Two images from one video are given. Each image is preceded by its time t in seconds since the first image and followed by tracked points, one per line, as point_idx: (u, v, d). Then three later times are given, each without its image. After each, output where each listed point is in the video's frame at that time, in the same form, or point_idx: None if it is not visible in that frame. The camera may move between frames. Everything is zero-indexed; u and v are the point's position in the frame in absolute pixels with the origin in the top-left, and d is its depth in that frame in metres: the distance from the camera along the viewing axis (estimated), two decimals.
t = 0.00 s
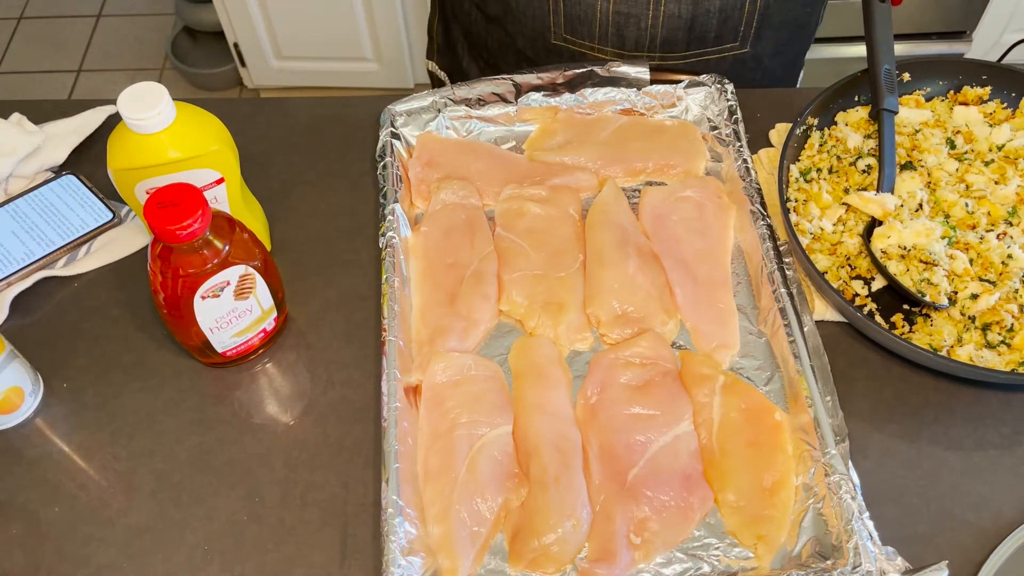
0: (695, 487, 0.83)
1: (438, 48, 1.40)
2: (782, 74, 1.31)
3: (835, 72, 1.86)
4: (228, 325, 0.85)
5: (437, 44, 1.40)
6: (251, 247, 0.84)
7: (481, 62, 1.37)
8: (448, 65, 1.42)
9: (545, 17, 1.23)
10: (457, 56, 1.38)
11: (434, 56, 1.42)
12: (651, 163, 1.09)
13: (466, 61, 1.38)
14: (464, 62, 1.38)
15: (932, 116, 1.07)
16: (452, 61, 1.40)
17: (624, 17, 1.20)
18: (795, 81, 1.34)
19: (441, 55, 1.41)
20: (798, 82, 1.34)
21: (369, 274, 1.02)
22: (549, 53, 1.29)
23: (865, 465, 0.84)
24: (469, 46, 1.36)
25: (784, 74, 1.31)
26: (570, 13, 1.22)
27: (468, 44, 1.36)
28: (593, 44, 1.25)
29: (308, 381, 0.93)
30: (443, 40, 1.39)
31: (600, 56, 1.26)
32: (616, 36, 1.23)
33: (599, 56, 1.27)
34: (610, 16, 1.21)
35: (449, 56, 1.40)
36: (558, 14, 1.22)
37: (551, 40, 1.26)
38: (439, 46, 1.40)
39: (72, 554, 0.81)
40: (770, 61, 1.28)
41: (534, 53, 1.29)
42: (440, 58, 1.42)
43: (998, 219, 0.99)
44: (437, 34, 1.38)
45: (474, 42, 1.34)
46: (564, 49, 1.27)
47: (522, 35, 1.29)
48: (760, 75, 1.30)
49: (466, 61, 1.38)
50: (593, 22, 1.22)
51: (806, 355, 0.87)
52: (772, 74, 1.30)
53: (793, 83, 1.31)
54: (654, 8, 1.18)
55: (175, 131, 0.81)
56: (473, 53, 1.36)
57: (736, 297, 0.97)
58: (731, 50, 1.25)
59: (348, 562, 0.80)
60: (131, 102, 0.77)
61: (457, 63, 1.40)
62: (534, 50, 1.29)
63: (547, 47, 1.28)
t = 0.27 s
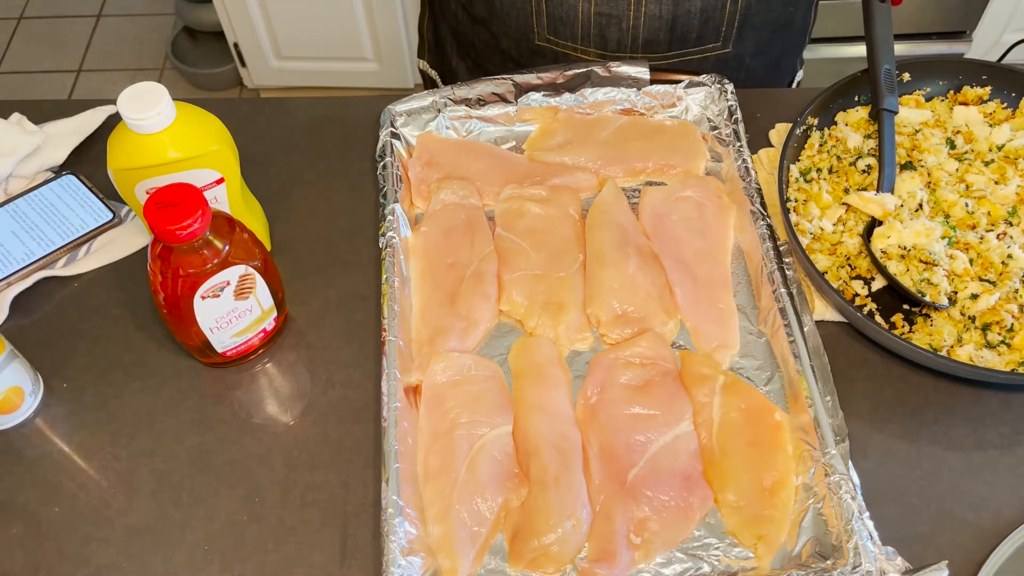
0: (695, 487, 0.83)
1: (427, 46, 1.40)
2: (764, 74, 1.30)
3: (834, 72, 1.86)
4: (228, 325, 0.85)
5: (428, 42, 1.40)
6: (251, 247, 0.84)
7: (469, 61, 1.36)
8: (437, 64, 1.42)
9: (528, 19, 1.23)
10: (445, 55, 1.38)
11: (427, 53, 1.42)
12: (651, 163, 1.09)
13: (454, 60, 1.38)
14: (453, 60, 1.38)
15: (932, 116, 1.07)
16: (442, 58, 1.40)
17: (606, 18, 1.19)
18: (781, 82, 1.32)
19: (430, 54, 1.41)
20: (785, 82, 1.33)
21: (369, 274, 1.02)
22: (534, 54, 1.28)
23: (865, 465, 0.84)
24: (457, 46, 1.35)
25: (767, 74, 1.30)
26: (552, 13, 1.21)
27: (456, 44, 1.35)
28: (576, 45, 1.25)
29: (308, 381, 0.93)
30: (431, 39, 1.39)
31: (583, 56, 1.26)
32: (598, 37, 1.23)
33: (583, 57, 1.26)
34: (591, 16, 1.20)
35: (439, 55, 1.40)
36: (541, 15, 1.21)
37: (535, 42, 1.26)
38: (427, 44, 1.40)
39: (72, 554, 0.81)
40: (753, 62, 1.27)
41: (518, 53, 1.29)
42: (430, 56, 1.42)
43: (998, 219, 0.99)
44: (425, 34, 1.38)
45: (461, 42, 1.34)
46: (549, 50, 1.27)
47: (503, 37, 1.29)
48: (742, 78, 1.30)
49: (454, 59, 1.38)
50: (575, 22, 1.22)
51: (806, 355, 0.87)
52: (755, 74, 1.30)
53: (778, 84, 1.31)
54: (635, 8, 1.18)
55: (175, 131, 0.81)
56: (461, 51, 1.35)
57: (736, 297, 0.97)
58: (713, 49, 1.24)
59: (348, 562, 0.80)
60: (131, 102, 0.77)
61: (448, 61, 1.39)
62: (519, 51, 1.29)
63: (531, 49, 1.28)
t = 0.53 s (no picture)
0: (695, 487, 0.82)
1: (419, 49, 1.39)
2: (753, 71, 1.31)
3: (834, 72, 1.86)
4: (228, 325, 0.85)
5: (417, 45, 1.39)
6: (251, 247, 0.84)
7: (460, 62, 1.36)
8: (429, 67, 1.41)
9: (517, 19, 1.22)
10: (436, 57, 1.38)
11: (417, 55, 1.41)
12: (651, 163, 1.09)
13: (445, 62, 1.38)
14: (444, 62, 1.38)
15: (932, 116, 1.07)
16: (432, 61, 1.39)
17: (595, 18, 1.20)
18: (766, 81, 1.35)
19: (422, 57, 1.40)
20: (768, 82, 1.35)
21: (369, 274, 1.02)
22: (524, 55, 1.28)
23: (865, 465, 0.84)
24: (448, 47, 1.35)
25: (756, 71, 1.31)
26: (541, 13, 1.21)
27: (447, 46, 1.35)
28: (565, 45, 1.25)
29: (308, 381, 0.93)
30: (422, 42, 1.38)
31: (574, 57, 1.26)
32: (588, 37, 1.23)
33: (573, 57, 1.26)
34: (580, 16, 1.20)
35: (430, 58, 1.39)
36: (530, 16, 1.21)
37: (525, 43, 1.26)
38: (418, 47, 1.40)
39: (72, 554, 0.81)
40: (742, 58, 1.28)
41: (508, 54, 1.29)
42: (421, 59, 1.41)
43: (998, 219, 0.99)
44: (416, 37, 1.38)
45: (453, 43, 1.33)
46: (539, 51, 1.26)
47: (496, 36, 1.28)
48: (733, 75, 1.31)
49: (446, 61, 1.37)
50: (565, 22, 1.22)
51: (806, 355, 0.87)
52: (744, 70, 1.30)
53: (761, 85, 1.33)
54: (625, 8, 1.18)
55: (175, 132, 0.81)
56: (452, 55, 1.35)
57: (736, 297, 0.97)
58: (702, 47, 1.24)
59: (348, 562, 0.80)
60: (131, 102, 0.77)
61: (440, 64, 1.39)
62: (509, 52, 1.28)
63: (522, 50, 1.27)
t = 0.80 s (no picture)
0: (696, 487, 0.82)
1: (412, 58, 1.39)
2: (747, 70, 1.31)
3: (834, 72, 1.86)
4: (228, 325, 0.85)
5: (410, 52, 1.38)
6: (251, 247, 0.84)
7: (453, 67, 1.35)
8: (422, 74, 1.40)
9: (510, 23, 1.22)
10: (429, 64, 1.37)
11: (411, 62, 1.40)
12: (651, 163, 1.09)
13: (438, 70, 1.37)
14: (436, 69, 1.37)
15: (932, 116, 1.07)
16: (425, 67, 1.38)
17: (589, 18, 1.19)
18: (760, 81, 1.35)
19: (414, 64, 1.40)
20: (764, 83, 1.35)
21: (368, 275, 1.02)
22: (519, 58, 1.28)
23: (865, 465, 0.84)
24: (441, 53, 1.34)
25: (750, 69, 1.31)
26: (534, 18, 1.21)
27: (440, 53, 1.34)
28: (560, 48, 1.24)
29: (308, 381, 0.93)
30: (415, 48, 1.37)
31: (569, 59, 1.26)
32: (581, 38, 1.22)
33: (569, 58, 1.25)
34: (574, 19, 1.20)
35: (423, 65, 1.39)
36: (523, 19, 1.21)
37: (519, 47, 1.26)
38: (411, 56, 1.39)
39: (72, 554, 0.81)
40: (735, 57, 1.28)
41: (502, 58, 1.29)
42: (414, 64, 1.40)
43: (998, 219, 0.99)
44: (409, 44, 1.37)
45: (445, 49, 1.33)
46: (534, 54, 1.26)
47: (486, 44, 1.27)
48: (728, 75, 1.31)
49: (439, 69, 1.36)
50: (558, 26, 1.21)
51: (806, 355, 0.87)
52: (738, 69, 1.30)
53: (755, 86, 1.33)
54: (617, 9, 1.18)
55: (175, 132, 0.81)
56: (445, 60, 1.34)
57: (735, 297, 0.97)
58: (696, 47, 1.24)
59: (348, 562, 0.80)
60: (131, 102, 0.77)
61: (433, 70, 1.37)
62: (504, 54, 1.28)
63: (516, 54, 1.27)
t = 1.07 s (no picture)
0: (696, 487, 0.82)
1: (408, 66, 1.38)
2: (754, 68, 1.32)
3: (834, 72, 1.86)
4: (228, 325, 0.85)
5: (405, 60, 1.38)
6: (251, 247, 0.84)
7: (454, 74, 1.35)
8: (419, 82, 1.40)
9: (520, 30, 1.22)
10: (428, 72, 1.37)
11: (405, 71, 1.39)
12: (651, 163, 1.09)
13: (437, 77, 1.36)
14: (436, 77, 1.36)
15: (932, 116, 1.07)
16: (421, 76, 1.38)
17: (600, 24, 1.19)
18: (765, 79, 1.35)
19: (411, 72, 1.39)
20: (758, 83, 1.35)
21: (369, 275, 1.02)
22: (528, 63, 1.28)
23: (865, 465, 0.84)
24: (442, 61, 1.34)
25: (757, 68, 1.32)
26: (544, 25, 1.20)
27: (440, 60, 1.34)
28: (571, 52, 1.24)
29: (308, 381, 0.93)
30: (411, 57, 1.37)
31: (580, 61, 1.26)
32: (593, 44, 1.22)
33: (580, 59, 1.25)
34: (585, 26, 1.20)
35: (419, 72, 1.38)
36: (534, 27, 1.21)
37: (528, 54, 1.26)
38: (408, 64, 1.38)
39: (72, 554, 0.81)
40: (741, 56, 1.28)
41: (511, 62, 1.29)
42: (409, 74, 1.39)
43: (998, 219, 0.99)
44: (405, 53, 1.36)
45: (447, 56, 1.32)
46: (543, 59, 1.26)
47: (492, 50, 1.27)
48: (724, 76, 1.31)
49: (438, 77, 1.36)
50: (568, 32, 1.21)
51: (806, 355, 0.87)
52: (745, 69, 1.31)
53: (748, 86, 1.33)
54: (629, 15, 1.18)
55: (175, 132, 0.81)
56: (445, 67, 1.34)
57: (736, 297, 0.97)
58: (706, 49, 1.25)
59: (348, 562, 0.80)
60: (131, 102, 0.77)
61: (431, 77, 1.37)
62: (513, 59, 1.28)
63: (526, 59, 1.27)
